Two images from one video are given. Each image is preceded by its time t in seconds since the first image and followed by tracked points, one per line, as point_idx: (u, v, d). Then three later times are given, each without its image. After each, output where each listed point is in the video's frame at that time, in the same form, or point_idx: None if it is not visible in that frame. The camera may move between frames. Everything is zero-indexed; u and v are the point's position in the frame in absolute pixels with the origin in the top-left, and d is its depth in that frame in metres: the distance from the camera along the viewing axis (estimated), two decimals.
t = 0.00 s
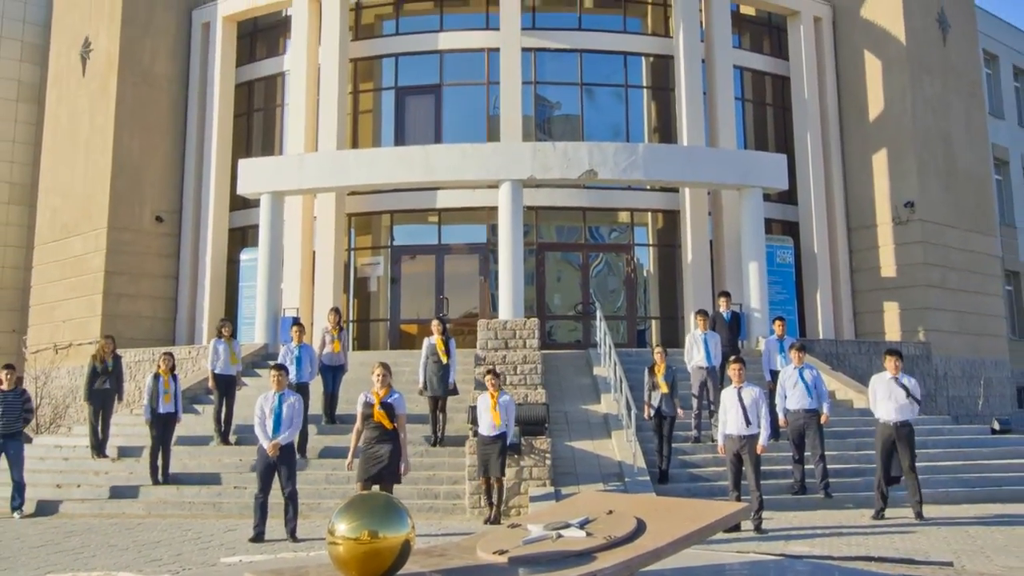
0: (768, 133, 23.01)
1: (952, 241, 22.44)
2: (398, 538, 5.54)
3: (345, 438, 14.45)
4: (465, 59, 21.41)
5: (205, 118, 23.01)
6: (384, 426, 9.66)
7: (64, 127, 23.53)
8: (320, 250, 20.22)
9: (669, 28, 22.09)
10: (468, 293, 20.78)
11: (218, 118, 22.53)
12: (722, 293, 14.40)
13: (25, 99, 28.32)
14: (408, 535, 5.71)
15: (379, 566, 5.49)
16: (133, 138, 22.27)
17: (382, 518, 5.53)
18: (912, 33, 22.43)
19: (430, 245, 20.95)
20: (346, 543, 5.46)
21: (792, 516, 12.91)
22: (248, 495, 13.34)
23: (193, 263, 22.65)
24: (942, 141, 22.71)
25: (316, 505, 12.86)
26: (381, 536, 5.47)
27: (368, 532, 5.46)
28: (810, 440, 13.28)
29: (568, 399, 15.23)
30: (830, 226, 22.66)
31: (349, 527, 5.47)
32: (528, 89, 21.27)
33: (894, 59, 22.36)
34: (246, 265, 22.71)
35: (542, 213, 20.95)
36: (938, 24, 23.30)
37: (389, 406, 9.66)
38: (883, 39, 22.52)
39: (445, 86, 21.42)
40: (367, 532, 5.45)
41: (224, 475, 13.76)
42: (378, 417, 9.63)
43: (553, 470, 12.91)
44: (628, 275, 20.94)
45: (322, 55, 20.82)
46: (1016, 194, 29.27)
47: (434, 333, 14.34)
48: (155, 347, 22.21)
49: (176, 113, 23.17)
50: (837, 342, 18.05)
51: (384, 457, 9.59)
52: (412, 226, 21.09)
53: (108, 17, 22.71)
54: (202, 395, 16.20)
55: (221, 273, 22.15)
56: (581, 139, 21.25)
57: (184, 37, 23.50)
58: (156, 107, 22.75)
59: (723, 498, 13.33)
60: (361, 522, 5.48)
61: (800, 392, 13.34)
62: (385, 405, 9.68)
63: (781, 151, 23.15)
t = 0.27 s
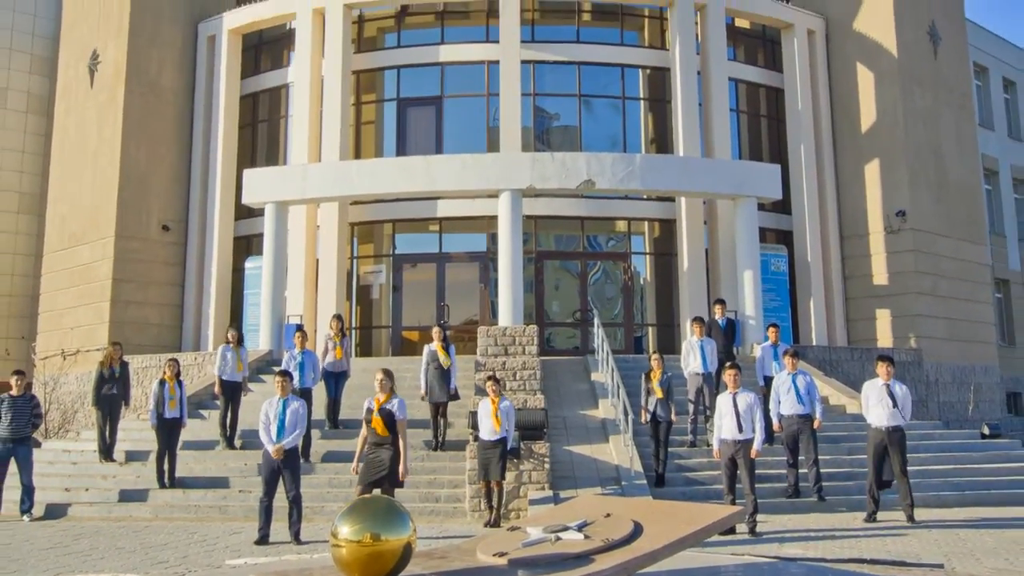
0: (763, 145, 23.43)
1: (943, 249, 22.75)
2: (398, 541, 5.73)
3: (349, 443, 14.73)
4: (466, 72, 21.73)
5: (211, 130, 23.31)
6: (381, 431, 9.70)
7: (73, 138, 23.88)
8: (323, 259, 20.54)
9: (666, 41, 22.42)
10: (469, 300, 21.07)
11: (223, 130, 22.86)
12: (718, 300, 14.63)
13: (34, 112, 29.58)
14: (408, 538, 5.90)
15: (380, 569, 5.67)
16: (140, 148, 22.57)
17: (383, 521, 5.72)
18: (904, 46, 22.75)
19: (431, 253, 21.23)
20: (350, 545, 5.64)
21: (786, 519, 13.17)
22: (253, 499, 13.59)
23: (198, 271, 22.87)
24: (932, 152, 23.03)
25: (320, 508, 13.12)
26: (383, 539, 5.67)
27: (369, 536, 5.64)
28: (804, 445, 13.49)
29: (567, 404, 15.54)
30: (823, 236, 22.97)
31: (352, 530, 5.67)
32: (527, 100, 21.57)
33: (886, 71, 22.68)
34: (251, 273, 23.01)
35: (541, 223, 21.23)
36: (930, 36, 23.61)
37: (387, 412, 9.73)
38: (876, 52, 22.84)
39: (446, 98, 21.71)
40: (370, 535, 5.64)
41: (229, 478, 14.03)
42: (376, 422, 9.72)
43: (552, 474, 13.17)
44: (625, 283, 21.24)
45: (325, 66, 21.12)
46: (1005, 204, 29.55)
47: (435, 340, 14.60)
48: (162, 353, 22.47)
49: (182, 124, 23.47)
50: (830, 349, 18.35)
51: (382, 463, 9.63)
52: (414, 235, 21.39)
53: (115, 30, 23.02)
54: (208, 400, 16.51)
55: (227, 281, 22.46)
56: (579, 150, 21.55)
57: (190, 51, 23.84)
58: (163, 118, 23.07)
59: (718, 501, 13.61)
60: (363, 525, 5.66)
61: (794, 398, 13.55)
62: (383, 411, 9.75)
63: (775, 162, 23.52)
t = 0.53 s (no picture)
0: (756, 157, 23.79)
1: (932, 259, 23.12)
2: (403, 544, 5.32)
3: (352, 449, 15.08)
4: (466, 86, 22.12)
5: (218, 144, 23.72)
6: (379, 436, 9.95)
7: (83, 152, 24.28)
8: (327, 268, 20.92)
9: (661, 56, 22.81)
10: (469, 309, 21.41)
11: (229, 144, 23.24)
12: (712, 309, 15.00)
13: (45, 124, 30.03)
14: (412, 541, 5.48)
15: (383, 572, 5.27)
16: (149, 161, 22.92)
17: (386, 524, 5.31)
18: (894, 61, 23.13)
19: (432, 264, 21.60)
20: (352, 549, 5.23)
21: (779, 523, 13.50)
22: (258, 502, 13.93)
23: (205, 282, 23.19)
24: (922, 165, 23.42)
25: (324, 512, 13.44)
26: (386, 542, 5.25)
27: (373, 537, 5.24)
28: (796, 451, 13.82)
29: (565, 411, 15.92)
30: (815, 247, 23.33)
31: (355, 532, 5.26)
32: (526, 114, 21.93)
33: (877, 85, 23.04)
34: (256, 282, 23.37)
35: (540, 233, 21.58)
36: (919, 52, 24.01)
37: (387, 417, 9.98)
38: (866, 67, 23.23)
39: (447, 112, 22.08)
40: (371, 538, 5.22)
41: (235, 483, 14.36)
42: (376, 428, 9.98)
43: (550, 478, 13.49)
44: (621, 293, 21.60)
45: (329, 80, 21.58)
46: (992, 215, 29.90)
47: (436, 347, 14.97)
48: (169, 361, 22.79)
49: (189, 138, 23.85)
50: (822, 357, 18.72)
51: (382, 467, 9.88)
52: (416, 245, 21.75)
53: (124, 45, 23.41)
54: (214, 407, 16.90)
55: (233, 291, 22.83)
56: (577, 163, 21.89)
57: (197, 66, 24.24)
58: (170, 132, 23.44)
59: (713, 505, 13.94)
60: (366, 527, 5.25)
61: (786, 405, 13.90)
62: (382, 417, 10.00)
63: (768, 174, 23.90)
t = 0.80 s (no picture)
0: (751, 168, 24.11)
1: (923, 268, 23.44)
2: (403, 547, 5.57)
3: (355, 453, 15.39)
4: (466, 98, 22.42)
5: (224, 156, 24.05)
6: (385, 442, 10.20)
7: (90, 163, 24.57)
8: (330, 277, 21.24)
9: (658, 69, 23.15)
10: (470, 317, 21.71)
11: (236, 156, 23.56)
12: (708, 317, 15.32)
13: (56, 136, 30.29)
14: (413, 544, 5.73)
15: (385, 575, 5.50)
16: (156, 172, 23.24)
17: (387, 527, 5.55)
18: (885, 74, 23.46)
19: (434, 272, 21.91)
20: (355, 551, 5.48)
21: (773, 526, 13.81)
22: (264, 506, 14.24)
23: (212, 292, 23.66)
24: (913, 176, 23.77)
25: (328, 515, 13.75)
26: (388, 544, 5.49)
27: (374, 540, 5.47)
28: (790, 456, 14.09)
29: (563, 416, 16.26)
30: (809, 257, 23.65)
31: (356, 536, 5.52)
32: (526, 126, 22.24)
33: (869, 97, 23.35)
34: (261, 290, 23.70)
35: (538, 242, 21.92)
36: (910, 66, 24.39)
37: (393, 424, 10.25)
38: (858, 80, 23.57)
39: (448, 123, 22.39)
40: (374, 540, 5.46)
41: (241, 487, 14.67)
42: (382, 434, 10.21)
43: (549, 482, 13.78)
44: (619, 300, 21.91)
45: (333, 93, 21.95)
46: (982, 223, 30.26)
47: (438, 354, 15.28)
48: (176, 367, 23.09)
49: (196, 150, 24.20)
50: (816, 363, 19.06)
51: (387, 472, 10.17)
52: (417, 254, 22.08)
53: (131, 58, 23.73)
54: (219, 413, 17.24)
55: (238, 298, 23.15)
56: (575, 173, 22.19)
57: (203, 78, 24.59)
58: (176, 143, 23.74)
59: (708, 508, 14.24)
60: (368, 531, 5.50)
61: (780, 410, 14.18)
62: (389, 423, 10.26)
63: (762, 183, 24.22)
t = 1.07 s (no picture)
0: (745, 178, 24.43)
1: (914, 276, 23.78)
2: (408, 550, 5.03)
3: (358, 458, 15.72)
4: (466, 110, 22.76)
5: (230, 168, 24.42)
6: (382, 445, 10.39)
7: (100, 174, 24.99)
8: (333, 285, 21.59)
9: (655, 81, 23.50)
10: (470, 324, 22.05)
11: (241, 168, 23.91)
12: (703, 324, 15.65)
13: (64, 147, 30.64)
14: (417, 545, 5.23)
15: None
16: (163, 183, 23.60)
17: (391, 528, 5.04)
18: (876, 85, 23.83)
19: (435, 280, 22.24)
20: (358, 553, 5.00)
21: (767, 529, 14.12)
22: (268, 509, 14.55)
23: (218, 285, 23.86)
24: (904, 187, 24.12)
25: (331, 518, 14.05)
26: (392, 547, 5.00)
27: (378, 542, 4.97)
28: (783, 460, 14.38)
29: (561, 421, 16.61)
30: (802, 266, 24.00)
31: (360, 537, 4.99)
32: (525, 137, 22.56)
33: (860, 109, 23.72)
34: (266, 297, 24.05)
35: (537, 251, 22.27)
36: (900, 78, 24.75)
37: (390, 426, 10.47)
38: (849, 93, 23.94)
39: (449, 134, 22.72)
40: (377, 542, 4.97)
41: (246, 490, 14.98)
42: (379, 437, 10.36)
43: (548, 486, 14.10)
44: (616, 308, 22.24)
45: (336, 105, 22.33)
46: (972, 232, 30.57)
47: (438, 360, 15.62)
48: (182, 373, 23.41)
49: (202, 161, 24.57)
50: (808, 369, 19.40)
51: (385, 474, 10.35)
52: (419, 262, 22.41)
53: (139, 70, 24.16)
54: (225, 418, 17.60)
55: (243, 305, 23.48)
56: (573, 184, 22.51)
57: (209, 91, 24.94)
58: (182, 154, 24.13)
59: (703, 511, 14.55)
60: (372, 532, 4.98)
61: (775, 415, 14.47)
62: (385, 426, 10.45)
63: (756, 194, 24.48)
